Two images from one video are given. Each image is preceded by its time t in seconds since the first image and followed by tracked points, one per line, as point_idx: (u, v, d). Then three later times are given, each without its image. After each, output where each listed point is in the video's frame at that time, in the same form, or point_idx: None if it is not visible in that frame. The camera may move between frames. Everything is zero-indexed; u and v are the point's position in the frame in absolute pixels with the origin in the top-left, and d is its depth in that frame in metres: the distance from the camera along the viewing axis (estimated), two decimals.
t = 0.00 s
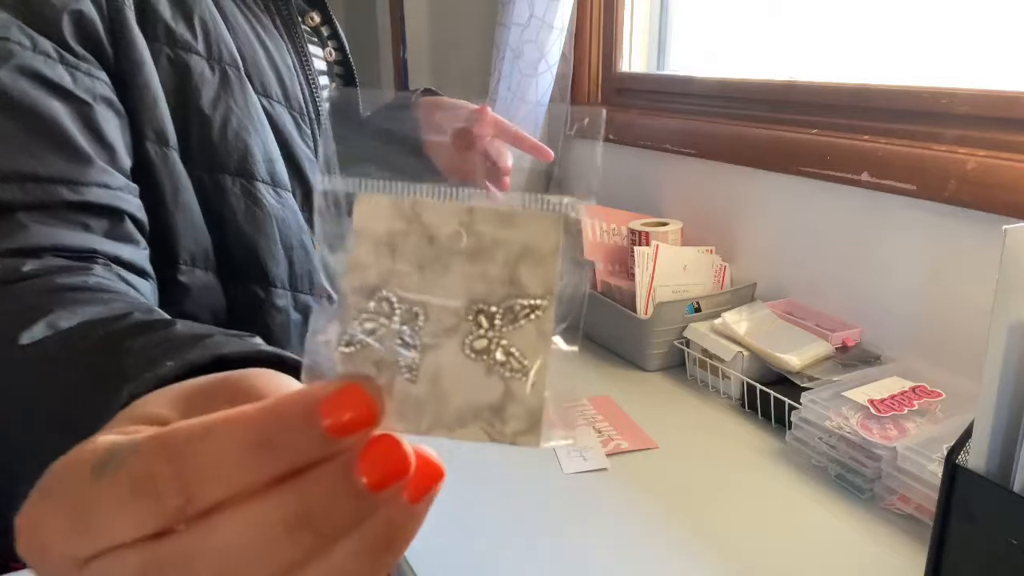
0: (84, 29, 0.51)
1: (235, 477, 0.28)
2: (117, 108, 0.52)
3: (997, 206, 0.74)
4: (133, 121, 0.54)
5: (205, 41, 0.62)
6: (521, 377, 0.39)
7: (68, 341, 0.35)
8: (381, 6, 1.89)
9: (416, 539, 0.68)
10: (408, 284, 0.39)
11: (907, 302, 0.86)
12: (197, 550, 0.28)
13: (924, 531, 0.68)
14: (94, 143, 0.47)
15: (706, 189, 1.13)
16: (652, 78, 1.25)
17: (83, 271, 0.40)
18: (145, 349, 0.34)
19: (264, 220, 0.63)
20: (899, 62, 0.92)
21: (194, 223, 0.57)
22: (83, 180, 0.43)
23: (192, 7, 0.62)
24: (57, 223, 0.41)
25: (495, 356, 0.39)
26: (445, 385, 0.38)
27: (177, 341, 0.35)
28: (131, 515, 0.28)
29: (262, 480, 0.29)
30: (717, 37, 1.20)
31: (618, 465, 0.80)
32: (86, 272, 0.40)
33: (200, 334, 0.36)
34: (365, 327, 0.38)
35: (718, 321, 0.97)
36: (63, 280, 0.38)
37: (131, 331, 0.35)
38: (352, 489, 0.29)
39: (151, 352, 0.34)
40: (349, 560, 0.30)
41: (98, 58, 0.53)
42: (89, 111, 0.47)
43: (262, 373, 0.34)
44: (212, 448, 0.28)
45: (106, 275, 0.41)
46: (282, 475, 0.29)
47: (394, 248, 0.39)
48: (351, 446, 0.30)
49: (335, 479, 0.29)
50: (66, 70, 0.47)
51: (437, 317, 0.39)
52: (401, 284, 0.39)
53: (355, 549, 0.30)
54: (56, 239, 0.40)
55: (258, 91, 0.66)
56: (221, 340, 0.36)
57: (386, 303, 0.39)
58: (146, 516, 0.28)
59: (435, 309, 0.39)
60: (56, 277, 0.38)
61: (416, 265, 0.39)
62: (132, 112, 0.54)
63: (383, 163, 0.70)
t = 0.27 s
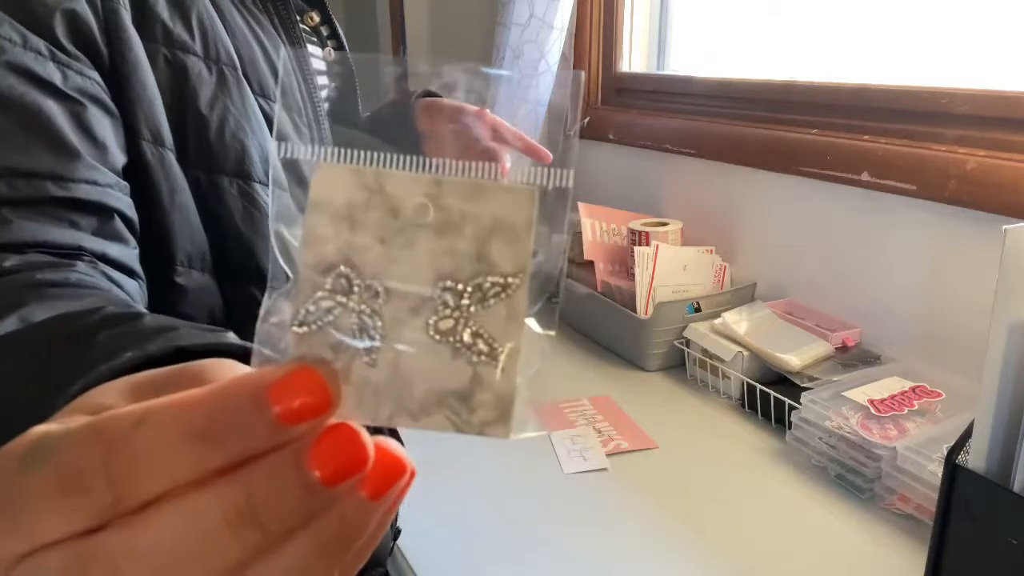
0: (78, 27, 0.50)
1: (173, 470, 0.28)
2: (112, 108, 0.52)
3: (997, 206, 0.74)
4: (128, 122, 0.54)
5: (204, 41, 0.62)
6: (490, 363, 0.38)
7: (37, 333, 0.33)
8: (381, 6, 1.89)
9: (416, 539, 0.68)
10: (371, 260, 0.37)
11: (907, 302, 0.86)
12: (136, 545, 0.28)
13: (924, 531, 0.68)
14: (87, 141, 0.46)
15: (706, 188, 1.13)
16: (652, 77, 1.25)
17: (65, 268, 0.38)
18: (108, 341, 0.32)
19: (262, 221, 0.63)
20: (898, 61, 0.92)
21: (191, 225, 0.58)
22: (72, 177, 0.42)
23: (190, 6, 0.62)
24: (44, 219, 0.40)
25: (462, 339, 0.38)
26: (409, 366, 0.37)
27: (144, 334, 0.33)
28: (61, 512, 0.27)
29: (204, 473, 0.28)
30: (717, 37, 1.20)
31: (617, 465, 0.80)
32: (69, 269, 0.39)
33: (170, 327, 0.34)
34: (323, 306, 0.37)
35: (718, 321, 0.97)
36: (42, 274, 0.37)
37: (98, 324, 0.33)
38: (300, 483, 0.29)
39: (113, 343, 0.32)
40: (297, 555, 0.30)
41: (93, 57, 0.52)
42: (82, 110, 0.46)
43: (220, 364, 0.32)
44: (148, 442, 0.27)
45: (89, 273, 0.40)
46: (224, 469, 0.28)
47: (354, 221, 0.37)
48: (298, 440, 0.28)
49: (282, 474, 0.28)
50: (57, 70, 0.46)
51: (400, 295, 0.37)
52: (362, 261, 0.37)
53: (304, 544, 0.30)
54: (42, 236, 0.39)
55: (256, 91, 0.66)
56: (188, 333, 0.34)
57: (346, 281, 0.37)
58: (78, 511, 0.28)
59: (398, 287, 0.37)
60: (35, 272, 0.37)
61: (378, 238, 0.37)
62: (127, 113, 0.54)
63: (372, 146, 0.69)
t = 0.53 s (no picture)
0: (79, 26, 0.50)
1: (188, 430, 0.29)
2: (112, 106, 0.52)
3: (998, 206, 0.74)
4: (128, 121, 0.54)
5: (204, 41, 0.61)
6: (500, 320, 0.40)
7: (34, 323, 0.32)
8: (382, 6, 1.89)
9: (416, 540, 0.68)
10: (381, 223, 0.39)
11: (907, 301, 0.86)
12: (153, 506, 0.29)
13: (924, 531, 0.68)
14: (88, 139, 0.46)
15: (706, 188, 1.13)
16: (652, 77, 1.25)
17: (65, 263, 0.39)
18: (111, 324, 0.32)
19: (263, 220, 0.63)
20: (899, 61, 0.92)
21: (191, 224, 0.58)
22: (74, 176, 0.43)
23: (190, 7, 0.62)
24: (45, 217, 0.40)
25: (471, 298, 0.40)
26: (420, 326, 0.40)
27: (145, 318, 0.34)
28: (74, 477, 0.29)
29: (218, 432, 0.30)
30: (717, 37, 1.20)
31: (617, 465, 0.80)
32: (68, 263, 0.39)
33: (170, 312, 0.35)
34: (335, 267, 0.39)
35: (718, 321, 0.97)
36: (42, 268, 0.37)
37: (98, 309, 0.33)
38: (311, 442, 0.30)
39: (115, 326, 0.32)
40: (310, 513, 0.31)
41: (94, 56, 0.52)
42: (83, 108, 0.47)
43: (230, 335, 0.33)
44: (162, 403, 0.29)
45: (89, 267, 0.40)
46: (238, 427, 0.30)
47: (364, 182, 0.39)
48: (309, 398, 0.30)
49: (294, 433, 0.30)
50: (59, 68, 0.46)
51: (410, 256, 0.39)
52: (374, 223, 0.39)
53: (315, 503, 0.31)
54: (42, 233, 0.39)
55: (256, 91, 0.66)
56: (191, 314, 0.35)
57: (359, 244, 0.39)
58: (91, 474, 0.29)
59: (409, 249, 0.39)
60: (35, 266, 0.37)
61: (388, 199, 0.39)
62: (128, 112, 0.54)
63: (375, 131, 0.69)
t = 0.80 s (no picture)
0: (80, 26, 0.49)
1: (227, 401, 0.27)
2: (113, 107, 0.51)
3: (997, 206, 0.74)
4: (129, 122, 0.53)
5: (204, 41, 0.61)
6: (545, 343, 0.39)
7: (39, 311, 0.30)
8: (382, 6, 1.89)
9: (415, 540, 0.68)
10: (445, 222, 0.37)
11: (907, 301, 0.86)
12: (181, 473, 0.27)
13: (924, 531, 0.68)
14: (88, 138, 0.44)
15: (706, 188, 1.13)
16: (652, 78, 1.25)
17: (68, 260, 0.37)
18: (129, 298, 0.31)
19: (263, 221, 0.62)
20: (898, 61, 0.92)
21: (191, 225, 0.57)
22: (74, 173, 0.41)
23: (190, 6, 0.61)
24: (45, 214, 0.38)
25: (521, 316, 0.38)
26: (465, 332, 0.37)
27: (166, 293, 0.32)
28: (103, 431, 0.26)
29: (256, 408, 0.28)
30: (717, 37, 1.20)
31: (618, 465, 0.80)
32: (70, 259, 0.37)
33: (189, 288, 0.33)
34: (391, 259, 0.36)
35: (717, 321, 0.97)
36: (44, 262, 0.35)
37: (112, 289, 0.31)
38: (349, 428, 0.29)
39: (131, 301, 0.31)
40: (339, 501, 0.30)
41: (94, 56, 0.51)
42: (83, 107, 0.45)
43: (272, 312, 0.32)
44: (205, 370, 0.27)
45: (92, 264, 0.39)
46: (277, 405, 0.28)
47: (435, 178, 0.37)
48: (352, 382, 0.29)
49: (333, 417, 0.29)
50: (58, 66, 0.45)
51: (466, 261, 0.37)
52: (439, 222, 0.37)
53: (346, 490, 0.30)
54: (41, 231, 0.37)
55: (257, 92, 0.66)
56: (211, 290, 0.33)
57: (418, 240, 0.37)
58: (121, 432, 0.27)
59: (468, 253, 0.37)
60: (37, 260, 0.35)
61: (453, 202, 0.37)
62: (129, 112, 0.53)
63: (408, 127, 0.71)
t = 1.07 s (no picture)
0: (83, 26, 0.48)
1: (251, 379, 0.26)
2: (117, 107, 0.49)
3: (997, 206, 0.74)
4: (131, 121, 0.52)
5: (206, 41, 0.61)
6: (543, 355, 0.40)
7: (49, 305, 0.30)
8: (382, 7, 1.89)
9: (415, 539, 0.68)
10: (467, 234, 0.37)
11: (907, 301, 0.86)
12: (203, 443, 0.26)
13: (924, 531, 0.68)
14: (91, 138, 0.42)
15: (706, 188, 1.13)
16: (652, 78, 1.25)
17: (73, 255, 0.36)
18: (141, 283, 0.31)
19: (264, 221, 0.62)
20: (898, 62, 0.92)
21: (192, 225, 0.57)
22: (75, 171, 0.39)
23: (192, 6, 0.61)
24: (49, 214, 0.36)
25: (525, 326, 0.39)
26: (473, 339, 0.38)
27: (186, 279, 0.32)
28: (131, 392, 0.26)
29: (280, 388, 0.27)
30: (717, 37, 1.20)
31: (618, 465, 0.80)
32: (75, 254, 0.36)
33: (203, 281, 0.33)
34: (414, 266, 0.36)
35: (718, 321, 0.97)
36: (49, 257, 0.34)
37: (124, 279, 0.31)
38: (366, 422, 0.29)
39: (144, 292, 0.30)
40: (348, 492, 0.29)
41: (98, 56, 0.50)
42: (87, 109, 0.43)
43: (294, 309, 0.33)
44: (230, 344, 0.26)
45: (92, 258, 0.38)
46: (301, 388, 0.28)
47: (462, 190, 0.37)
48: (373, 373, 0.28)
49: (348, 404, 0.28)
50: (60, 66, 0.43)
51: (484, 272, 0.38)
52: (460, 233, 0.37)
53: (359, 481, 0.29)
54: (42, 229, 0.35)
55: (259, 92, 0.66)
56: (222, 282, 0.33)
57: (441, 249, 0.37)
58: (147, 395, 0.26)
59: (487, 265, 0.37)
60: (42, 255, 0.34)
61: (477, 215, 0.37)
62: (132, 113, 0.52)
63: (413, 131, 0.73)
